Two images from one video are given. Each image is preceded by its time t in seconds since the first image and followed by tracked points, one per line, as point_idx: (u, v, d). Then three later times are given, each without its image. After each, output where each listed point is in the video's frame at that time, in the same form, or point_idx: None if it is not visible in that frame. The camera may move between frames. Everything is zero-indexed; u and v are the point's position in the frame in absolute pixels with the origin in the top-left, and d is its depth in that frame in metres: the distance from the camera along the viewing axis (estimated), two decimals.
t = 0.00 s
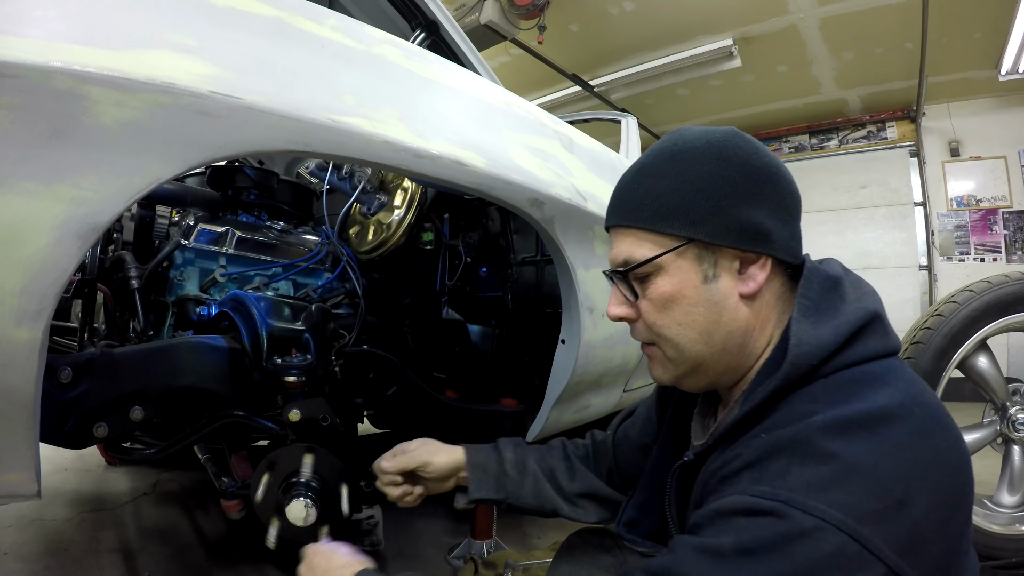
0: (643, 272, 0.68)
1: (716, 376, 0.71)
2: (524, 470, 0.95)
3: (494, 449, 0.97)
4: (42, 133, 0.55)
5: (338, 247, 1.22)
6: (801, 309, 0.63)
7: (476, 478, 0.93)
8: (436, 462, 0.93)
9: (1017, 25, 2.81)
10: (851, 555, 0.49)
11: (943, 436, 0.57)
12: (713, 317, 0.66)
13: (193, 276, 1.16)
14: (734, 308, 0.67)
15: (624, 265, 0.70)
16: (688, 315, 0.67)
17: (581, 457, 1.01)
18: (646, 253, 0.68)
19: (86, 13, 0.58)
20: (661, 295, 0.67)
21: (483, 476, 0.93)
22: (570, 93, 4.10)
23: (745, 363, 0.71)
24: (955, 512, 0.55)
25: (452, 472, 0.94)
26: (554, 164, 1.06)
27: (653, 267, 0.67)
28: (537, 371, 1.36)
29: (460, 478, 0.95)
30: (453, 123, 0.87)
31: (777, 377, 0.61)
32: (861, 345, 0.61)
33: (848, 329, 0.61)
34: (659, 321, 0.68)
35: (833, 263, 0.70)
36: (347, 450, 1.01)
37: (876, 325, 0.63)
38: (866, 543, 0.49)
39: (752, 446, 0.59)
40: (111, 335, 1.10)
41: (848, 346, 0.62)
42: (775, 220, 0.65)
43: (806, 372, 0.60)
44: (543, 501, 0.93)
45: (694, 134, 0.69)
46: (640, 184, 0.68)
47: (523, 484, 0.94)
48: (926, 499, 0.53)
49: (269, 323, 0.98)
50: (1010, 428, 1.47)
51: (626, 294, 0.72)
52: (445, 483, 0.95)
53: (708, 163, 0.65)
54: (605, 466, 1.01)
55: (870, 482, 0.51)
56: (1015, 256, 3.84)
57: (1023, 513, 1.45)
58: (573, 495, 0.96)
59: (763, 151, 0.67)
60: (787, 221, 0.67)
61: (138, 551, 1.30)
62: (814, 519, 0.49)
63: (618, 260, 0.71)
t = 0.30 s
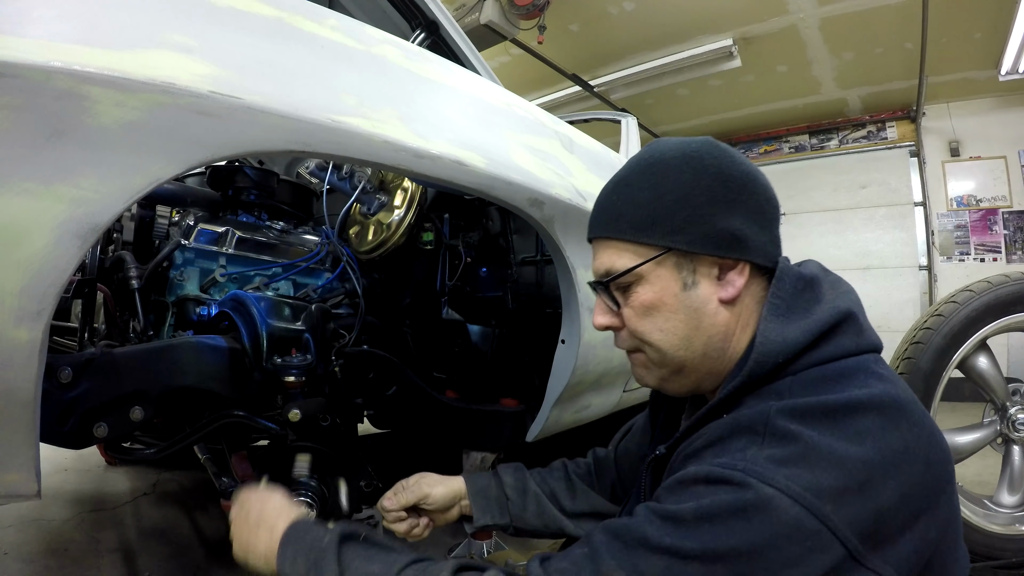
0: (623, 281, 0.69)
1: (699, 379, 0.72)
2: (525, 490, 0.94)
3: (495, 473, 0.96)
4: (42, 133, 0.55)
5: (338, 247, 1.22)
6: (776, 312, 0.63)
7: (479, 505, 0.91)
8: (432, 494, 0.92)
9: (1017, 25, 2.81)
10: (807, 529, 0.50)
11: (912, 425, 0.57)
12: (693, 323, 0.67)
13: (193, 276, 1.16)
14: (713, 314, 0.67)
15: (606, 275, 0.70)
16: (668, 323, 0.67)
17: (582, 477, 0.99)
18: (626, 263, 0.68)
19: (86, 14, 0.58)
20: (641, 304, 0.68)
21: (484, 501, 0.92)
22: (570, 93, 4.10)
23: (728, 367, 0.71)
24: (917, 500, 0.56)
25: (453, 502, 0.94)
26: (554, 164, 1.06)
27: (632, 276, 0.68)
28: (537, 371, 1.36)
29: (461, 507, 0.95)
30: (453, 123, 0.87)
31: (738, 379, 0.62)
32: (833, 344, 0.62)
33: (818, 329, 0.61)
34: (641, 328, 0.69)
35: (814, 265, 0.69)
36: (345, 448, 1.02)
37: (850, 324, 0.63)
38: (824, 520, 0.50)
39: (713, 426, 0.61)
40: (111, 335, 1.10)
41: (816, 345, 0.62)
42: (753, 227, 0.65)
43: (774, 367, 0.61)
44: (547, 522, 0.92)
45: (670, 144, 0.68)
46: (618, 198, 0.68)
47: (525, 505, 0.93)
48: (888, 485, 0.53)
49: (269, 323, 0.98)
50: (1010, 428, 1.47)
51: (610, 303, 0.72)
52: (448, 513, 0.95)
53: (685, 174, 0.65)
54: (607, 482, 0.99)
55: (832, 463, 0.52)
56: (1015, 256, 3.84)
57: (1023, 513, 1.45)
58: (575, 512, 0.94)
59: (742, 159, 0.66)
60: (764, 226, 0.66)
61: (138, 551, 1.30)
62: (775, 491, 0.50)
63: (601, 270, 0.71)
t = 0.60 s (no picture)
0: (610, 288, 0.69)
1: (687, 384, 0.71)
2: (526, 497, 0.95)
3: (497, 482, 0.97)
4: (42, 133, 0.55)
5: (338, 247, 1.22)
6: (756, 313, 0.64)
7: (480, 511, 0.92)
8: (434, 497, 0.92)
9: (1017, 25, 2.81)
10: (817, 532, 0.49)
11: (905, 416, 0.57)
12: (678, 327, 0.67)
13: (193, 276, 1.16)
14: (698, 318, 0.67)
15: (591, 283, 0.71)
16: (654, 328, 0.67)
17: (582, 488, 1.00)
18: (612, 270, 0.68)
19: (87, 13, 0.58)
20: (628, 309, 0.68)
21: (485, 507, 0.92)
22: (570, 93, 4.10)
23: (715, 371, 0.71)
24: (920, 489, 0.55)
25: (456, 506, 0.94)
26: (554, 164, 1.06)
27: (618, 283, 0.68)
28: (537, 371, 1.36)
29: (463, 513, 0.94)
30: (454, 123, 0.87)
31: (734, 378, 0.62)
32: (820, 342, 0.63)
33: (803, 327, 0.62)
34: (628, 334, 0.69)
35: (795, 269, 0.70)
36: (347, 449, 1.02)
37: (833, 322, 0.64)
38: (831, 519, 0.50)
39: (713, 439, 0.61)
40: (111, 335, 1.10)
41: (805, 342, 0.63)
42: (734, 233, 0.66)
43: (763, 370, 0.61)
44: (547, 530, 0.92)
45: (652, 156, 0.70)
46: (605, 207, 0.69)
47: (526, 513, 0.93)
48: (890, 477, 0.53)
49: (269, 323, 0.98)
50: (1010, 428, 1.47)
51: (597, 311, 0.73)
52: (451, 518, 0.94)
53: (668, 183, 0.66)
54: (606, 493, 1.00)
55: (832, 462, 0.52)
56: (1015, 256, 3.83)
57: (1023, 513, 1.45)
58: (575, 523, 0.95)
59: (722, 171, 0.68)
60: (746, 232, 0.68)
61: (138, 551, 1.30)
62: (780, 499, 0.50)
63: (588, 278, 0.72)
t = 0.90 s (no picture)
0: (610, 278, 0.69)
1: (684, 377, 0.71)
2: (529, 501, 0.94)
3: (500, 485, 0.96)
4: (42, 133, 0.55)
5: (338, 247, 1.22)
6: (740, 307, 0.64)
7: (485, 514, 0.91)
8: (440, 501, 0.92)
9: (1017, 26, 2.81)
10: (784, 496, 0.49)
11: (888, 404, 0.57)
12: (678, 319, 0.67)
13: (193, 276, 1.16)
14: (697, 310, 0.67)
15: (593, 273, 0.71)
16: (653, 318, 0.67)
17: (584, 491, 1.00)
18: (614, 261, 0.68)
19: (86, 14, 0.58)
20: (628, 300, 0.68)
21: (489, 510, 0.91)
22: (570, 93, 4.10)
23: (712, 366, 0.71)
24: (894, 476, 0.55)
25: (460, 510, 0.94)
26: (554, 164, 1.06)
27: (619, 274, 0.68)
28: (538, 372, 1.36)
29: (467, 517, 0.94)
30: (454, 123, 0.87)
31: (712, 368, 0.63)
32: (801, 334, 0.61)
33: (785, 321, 0.61)
34: (627, 325, 0.69)
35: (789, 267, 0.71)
36: (344, 448, 1.02)
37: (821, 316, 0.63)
38: (799, 486, 0.50)
39: (695, 408, 0.63)
40: (111, 335, 1.10)
41: (784, 335, 0.62)
42: (730, 230, 0.67)
43: (749, 354, 0.62)
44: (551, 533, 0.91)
45: (651, 156, 0.71)
46: (607, 202, 0.69)
47: (530, 516, 0.92)
48: (864, 458, 0.53)
49: (269, 323, 0.98)
50: (1010, 428, 1.47)
51: (597, 302, 0.73)
52: (456, 522, 0.94)
53: (668, 179, 0.66)
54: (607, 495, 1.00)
55: (806, 434, 0.52)
56: (1015, 256, 3.83)
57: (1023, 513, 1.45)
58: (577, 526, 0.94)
59: (720, 170, 0.69)
60: (741, 232, 0.68)
61: (138, 551, 1.30)
62: (749, 458, 0.50)
63: (590, 269, 0.71)
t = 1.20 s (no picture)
0: (605, 285, 0.69)
1: (683, 380, 0.71)
2: (529, 502, 0.94)
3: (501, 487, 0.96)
4: (42, 133, 0.55)
5: (338, 247, 1.22)
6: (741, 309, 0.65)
7: (485, 516, 0.91)
8: (439, 500, 0.92)
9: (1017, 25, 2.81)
10: (806, 504, 0.49)
11: (893, 399, 0.57)
12: (676, 322, 0.67)
13: (193, 276, 1.16)
14: (694, 313, 0.67)
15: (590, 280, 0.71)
16: (651, 323, 0.67)
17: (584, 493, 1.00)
18: (610, 268, 0.68)
19: (87, 13, 0.58)
20: (626, 305, 0.67)
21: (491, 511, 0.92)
22: (570, 93, 4.10)
23: (711, 368, 0.71)
24: (908, 469, 0.55)
25: (460, 510, 0.94)
26: (554, 164, 1.06)
27: (614, 280, 0.68)
28: (537, 372, 1.37)
29: (468, 517, 0.94)
30: (454, 123, 0.87)
31: (721, 369, 0.63)
32: (802, 335, 0.62)
33: (785, 324, 0.62)
34: (626, 330, 0.69)
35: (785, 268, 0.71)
36: (346, 449, 1.02)
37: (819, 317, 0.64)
38: (819, 490, 0.49)
39: (705, 421, 0.62)
40: (111, 335, 1.10)
41: (787, 337, 0.63)
42: (724, 233, 0.67)
43: (753, 357, 0.62)
44: (552, 534, 0.91)
45: (643, 163, 0.71)
46: (604, 209, 0.69)
47: (531, 518, 0.92)
48: (876, 454, 0.52)
49: (269, 323, 0.98)
50: (1010, 429, 1.47)
51: (595, 308, 0.72)
52: (456, 522, 0.94)
53: (661, 185, 0.66)
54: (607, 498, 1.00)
55: (818, 437, 0.52)
56: (1015, 256, 3.83)
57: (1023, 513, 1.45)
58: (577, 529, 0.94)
59: (711, 172, 0.69)
60: (735, 234, 0.68)
61: (138, 551, 1.30)
62: (768, 468, 0.50)
63: (586, 276, 0.71)
